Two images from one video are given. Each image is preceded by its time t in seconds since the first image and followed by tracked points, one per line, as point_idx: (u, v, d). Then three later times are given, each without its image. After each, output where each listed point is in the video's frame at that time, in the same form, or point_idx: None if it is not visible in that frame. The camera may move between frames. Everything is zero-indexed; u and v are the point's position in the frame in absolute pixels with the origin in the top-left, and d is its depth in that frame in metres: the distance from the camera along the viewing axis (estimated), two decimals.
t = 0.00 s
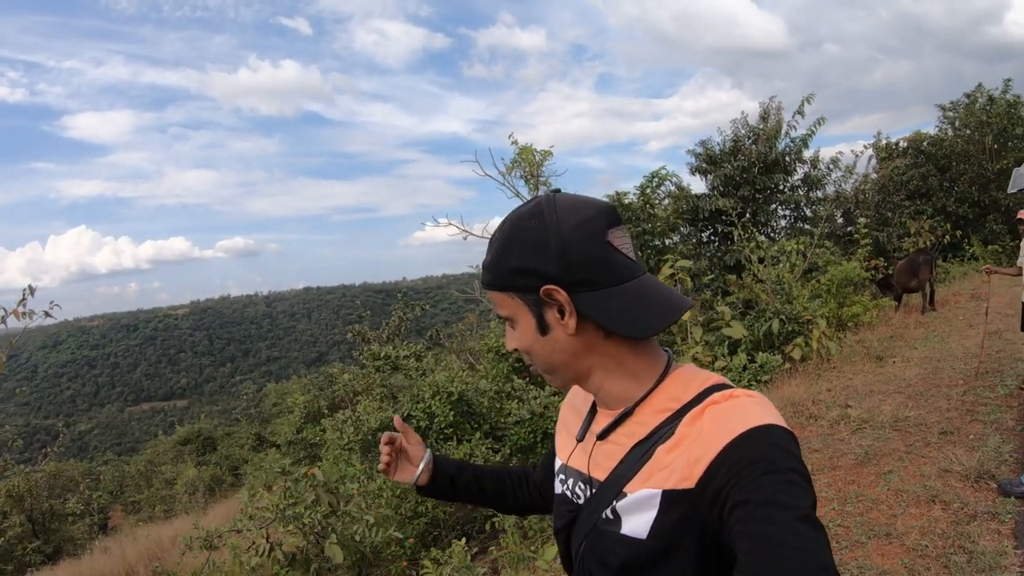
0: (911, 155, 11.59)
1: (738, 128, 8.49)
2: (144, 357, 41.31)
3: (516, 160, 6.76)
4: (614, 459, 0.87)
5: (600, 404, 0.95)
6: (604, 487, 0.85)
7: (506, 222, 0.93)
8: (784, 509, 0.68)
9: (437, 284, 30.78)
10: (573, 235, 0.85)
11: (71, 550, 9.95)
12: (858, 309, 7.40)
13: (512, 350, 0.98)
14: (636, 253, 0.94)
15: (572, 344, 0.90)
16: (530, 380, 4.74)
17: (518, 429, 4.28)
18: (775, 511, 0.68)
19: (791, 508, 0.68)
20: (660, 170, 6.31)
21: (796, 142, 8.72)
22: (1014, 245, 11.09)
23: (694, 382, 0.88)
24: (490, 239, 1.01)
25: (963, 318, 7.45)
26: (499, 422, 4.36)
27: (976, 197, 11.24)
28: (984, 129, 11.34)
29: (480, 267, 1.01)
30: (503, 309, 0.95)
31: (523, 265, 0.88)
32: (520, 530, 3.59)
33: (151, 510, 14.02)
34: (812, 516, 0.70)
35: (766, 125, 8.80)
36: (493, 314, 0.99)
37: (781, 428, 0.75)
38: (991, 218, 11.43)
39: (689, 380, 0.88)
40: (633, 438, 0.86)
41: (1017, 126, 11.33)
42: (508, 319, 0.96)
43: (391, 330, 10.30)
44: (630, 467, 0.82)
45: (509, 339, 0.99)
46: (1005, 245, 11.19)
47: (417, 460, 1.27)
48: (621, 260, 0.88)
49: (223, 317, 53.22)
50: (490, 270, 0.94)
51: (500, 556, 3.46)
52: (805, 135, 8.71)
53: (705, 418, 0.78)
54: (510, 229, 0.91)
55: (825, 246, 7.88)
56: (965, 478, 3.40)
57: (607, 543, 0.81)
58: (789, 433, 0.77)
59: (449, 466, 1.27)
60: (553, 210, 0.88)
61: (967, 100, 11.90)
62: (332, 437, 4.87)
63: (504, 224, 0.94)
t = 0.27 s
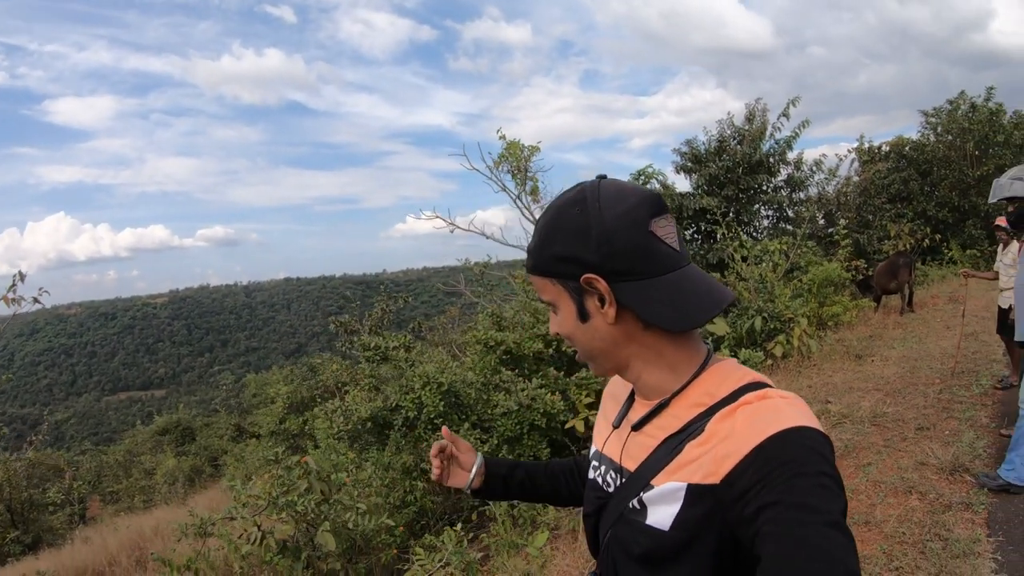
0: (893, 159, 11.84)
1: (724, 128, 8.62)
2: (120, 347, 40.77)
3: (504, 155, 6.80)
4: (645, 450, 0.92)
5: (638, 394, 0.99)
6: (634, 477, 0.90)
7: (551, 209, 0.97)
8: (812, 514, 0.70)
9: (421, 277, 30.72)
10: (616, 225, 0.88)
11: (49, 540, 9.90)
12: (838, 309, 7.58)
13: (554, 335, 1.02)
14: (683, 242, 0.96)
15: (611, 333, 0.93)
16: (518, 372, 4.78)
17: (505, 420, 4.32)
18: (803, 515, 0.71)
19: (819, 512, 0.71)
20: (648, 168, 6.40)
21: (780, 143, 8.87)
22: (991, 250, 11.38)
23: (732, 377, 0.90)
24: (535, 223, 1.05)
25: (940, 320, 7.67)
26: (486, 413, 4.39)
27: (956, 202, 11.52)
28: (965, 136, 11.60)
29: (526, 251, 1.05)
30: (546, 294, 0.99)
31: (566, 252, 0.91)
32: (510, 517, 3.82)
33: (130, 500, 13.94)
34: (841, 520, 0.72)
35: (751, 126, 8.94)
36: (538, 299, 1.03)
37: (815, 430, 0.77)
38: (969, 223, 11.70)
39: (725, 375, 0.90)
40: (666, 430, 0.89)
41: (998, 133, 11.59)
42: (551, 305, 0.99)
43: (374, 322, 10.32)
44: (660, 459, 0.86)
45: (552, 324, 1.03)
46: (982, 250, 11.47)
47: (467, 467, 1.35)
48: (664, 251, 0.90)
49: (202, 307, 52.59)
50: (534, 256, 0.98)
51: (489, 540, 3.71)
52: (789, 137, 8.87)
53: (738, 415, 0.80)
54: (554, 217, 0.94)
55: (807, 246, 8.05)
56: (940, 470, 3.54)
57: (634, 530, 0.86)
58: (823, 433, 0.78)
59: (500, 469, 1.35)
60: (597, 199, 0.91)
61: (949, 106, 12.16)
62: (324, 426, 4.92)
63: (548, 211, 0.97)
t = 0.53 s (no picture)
0: (873, 161, 12.05)
1: (708, 127, 8.73)
2: (96, 338, 40.13)
3: (489, 150, 6.82)
4: (684, 449, 0.95)
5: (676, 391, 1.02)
6: (671, 475, 0.92)
7: (586, 207, 0.99)
8: (848, 516, 0.71)
9: (403, 271, 30.60)
10: (650, 224, 0.90)
11: (27, 535, 9.80)
12: (819, 307, 7.75)
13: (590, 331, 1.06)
14: (722, 241, 0.97)
15: (646, 332, 0.96)
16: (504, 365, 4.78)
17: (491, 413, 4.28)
18: (838, 517, 0.71)
19: (855, 515, 0.71)
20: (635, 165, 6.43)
21: (762, 144, 9.00)
22: (968, 252, 11.65)
23: (769, 376, 0.91)
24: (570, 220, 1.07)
25: (918, 319, 7.86)
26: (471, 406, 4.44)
27: (934, 205, 11.77)
28: (945, 140, 11.83)
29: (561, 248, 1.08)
30: (582, 292, 1.02)
31: (601, 253, 0.95)
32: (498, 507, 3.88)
33: (109, 494, 13.82)
34: (877, 525, 0.72)
35: (734, 125, 9.05)
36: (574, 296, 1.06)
37: (853, 432, 0.77)
38: (947, 225, 11.95)
39: (762, 375, 0.92)
40: (705, 428, 0.92)
41: (976, 137, 11.85)
42: (588, 303, 1.03)
43: (357, 316, 10.31)
44: (697, 457, 0.88)
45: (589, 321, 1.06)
46: (960, 252, 11.73)
47: (509, 445, 1.42)
48: (701, 251, 0.92)
49: (180, 298, 51.91)
50: (569, 253, 1.01)
51: (477, 531, 3.76)
52: (771, 137, 8.99)
53: (776, 415, 0.81)
54: (589, 216, 0.97)
55: (788, 245, 8.20)
56: (919, 463, 3.66)
57: (669, 527, 0.88)
58: (862, 436, 0.78)
59: (540, 450, 1.42)
60: (631, 198, 0.93)
61: (930, 110, 12.39)
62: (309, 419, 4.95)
63: (584, 210, 1.00)
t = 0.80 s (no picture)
0: (860, 165, 12.19)
1: (698, 129, 8.79)
2: (79, 330, 39.66)
3: (478, 147, 6.82)
4: (686, 449, 0.97)
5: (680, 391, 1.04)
6: (670, 477, 0.93)
7: (595, 202, 1.01)
8: (850, 526, 0.73)
9: (391, 265, 30.51)
10: (657, 225, 0.92)
11: (8, 527, 9.70)
12: (804, 308, 7.85)
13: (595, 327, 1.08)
14: (730, 242, 0.98)
15: (650, 331, 0.98)
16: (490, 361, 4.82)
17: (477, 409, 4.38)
18: (840, 526, 0.73)
19: (855, 524, 0.73)
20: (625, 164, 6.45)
21: (750, 145, 9.08)
22: (953, 257, 11.83)
23: (774, 380, 0.93)
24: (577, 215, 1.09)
25: (902, 322, 7.99)
26: (459, 402, 4.45)
27: (920, 210, 11.93)
28: (931, 145, 11.99)
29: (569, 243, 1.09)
30: (588, 288, 1.04)
31: (607, 250, 0.96)
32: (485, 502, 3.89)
33: (90, 487, 13.69)
34: (877, 534, 0.74)
35: (723, 127, 9.12)
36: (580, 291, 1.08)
37: (856, 441, 0.79)
38: (932, 230, 12.12)
39: (766, 379, 0.94)
40: (708, 431, 0.94)
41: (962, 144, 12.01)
42: (593, 299, 1.05)
43: (346, 311, 10.30)
44: (699, 460, 0.90)
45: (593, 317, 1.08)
46: (945, 257, 11.91)
47: (513, 431, 1.43)
48: (708, 252, 0.93)
49: (164, 290, 51.38)
50: (575, 249, 1.03)
51: (463, 525, 3.78)
52: (760, 139, 9.07)
53: (779, 421, 0.83)
54: (597, 212, 0.99)
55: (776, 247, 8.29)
56: (901, 463, 3.73)
57: (668, 528, 0.89)
58: (864, 444, 0.80)
59: (542, 440, 1.43)
60: (640, 197, 0.95)
61: (917, 116, 12.54)
62: (296, 412, 4.97)
63: (592, 206, 1.01)
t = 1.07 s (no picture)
0: (870, 169, 12.14)
1: (708, 128, 8.77)
2: (85, 315, 39.85)
3: (489, 141, 6.83)
4: (686, 438, 0.98)
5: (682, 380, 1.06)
6: (670, 464, 0.95)
7: (608, 188, 1.03)
8: (845, 517, 0.74)
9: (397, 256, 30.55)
10: (661, 214, 0.94)
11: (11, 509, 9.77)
12: (810, 311, 7.84)
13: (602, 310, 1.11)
14: (739, 235, 0.99)
15: (651, 317, 1.00)
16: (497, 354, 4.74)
17: (481, 402, 4.40)
18: (836, 517, 0.74)
19: (853, 516, 0.74)
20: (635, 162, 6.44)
21: (761, 147, 9.06)
22: (960, 264, 11.79)
23: (775, 372, 0.94)
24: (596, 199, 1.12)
25: (907, 327, 7.98)
26: (464, 394, 4.45)
27: (928, 216, 11.89)
28: (942, 151, 11.95)
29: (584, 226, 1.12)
30: (596, 271, 1.08)
31: (613, 235, 0.99)
32: (488, 495, 3.94)
33: (94, 471, 13.79)
34: (874, 527, 0.75)
35: (734, 127, 9.10)
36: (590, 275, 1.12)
37: (854, 435, 0.79)
38: (940, 236, 12.09)
39: (767, 371, 0.94)
40: (708, 421, 0.95)
41: (973, 151, 11.96)
42: (600, 282, 1.08)
43: (353, 302, 10.34)
44: (697, 449, 0.91)
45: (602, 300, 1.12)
46: (952, 264, 11.87)
47: (502, 381, 1.65)
48: (712, 243, 0.94)
49: (170, 278, 51.57)
50: (586, 231, 1.06)
51: (466, 517, 3.82)
52: (770, 140, 9.04)
53: (778, 412, 0.84)
54: (608, 197, 1.01)
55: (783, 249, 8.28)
56: (903, 466, 3.74)
57: (667, 514, 0.92)
58: (863, 437, 0.80)
59: (531, 396, 1.61)
60: (649, 185, 0.96)
61: (928, 121, 12.49)
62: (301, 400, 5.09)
63: (605, 192, 1.04)
